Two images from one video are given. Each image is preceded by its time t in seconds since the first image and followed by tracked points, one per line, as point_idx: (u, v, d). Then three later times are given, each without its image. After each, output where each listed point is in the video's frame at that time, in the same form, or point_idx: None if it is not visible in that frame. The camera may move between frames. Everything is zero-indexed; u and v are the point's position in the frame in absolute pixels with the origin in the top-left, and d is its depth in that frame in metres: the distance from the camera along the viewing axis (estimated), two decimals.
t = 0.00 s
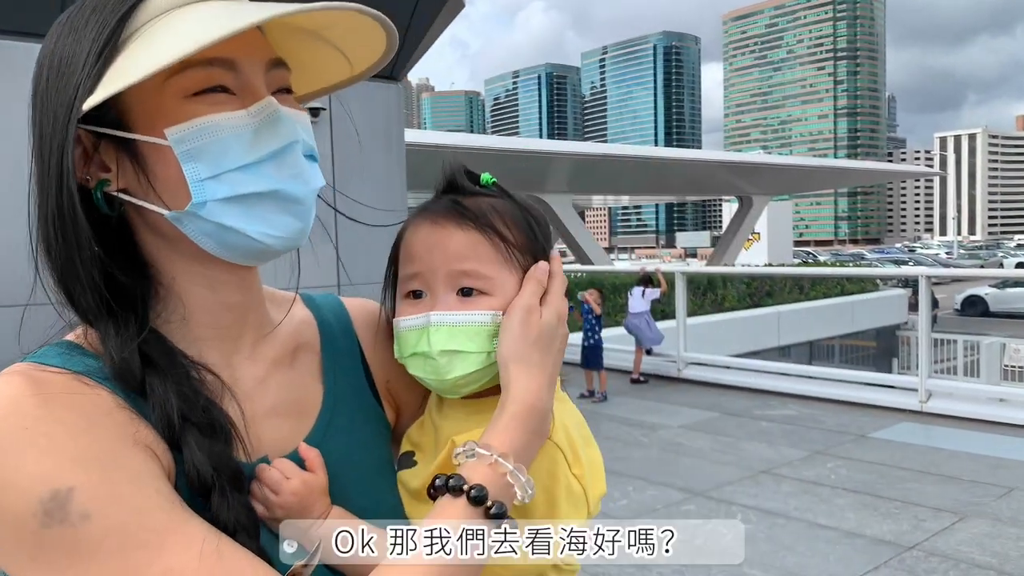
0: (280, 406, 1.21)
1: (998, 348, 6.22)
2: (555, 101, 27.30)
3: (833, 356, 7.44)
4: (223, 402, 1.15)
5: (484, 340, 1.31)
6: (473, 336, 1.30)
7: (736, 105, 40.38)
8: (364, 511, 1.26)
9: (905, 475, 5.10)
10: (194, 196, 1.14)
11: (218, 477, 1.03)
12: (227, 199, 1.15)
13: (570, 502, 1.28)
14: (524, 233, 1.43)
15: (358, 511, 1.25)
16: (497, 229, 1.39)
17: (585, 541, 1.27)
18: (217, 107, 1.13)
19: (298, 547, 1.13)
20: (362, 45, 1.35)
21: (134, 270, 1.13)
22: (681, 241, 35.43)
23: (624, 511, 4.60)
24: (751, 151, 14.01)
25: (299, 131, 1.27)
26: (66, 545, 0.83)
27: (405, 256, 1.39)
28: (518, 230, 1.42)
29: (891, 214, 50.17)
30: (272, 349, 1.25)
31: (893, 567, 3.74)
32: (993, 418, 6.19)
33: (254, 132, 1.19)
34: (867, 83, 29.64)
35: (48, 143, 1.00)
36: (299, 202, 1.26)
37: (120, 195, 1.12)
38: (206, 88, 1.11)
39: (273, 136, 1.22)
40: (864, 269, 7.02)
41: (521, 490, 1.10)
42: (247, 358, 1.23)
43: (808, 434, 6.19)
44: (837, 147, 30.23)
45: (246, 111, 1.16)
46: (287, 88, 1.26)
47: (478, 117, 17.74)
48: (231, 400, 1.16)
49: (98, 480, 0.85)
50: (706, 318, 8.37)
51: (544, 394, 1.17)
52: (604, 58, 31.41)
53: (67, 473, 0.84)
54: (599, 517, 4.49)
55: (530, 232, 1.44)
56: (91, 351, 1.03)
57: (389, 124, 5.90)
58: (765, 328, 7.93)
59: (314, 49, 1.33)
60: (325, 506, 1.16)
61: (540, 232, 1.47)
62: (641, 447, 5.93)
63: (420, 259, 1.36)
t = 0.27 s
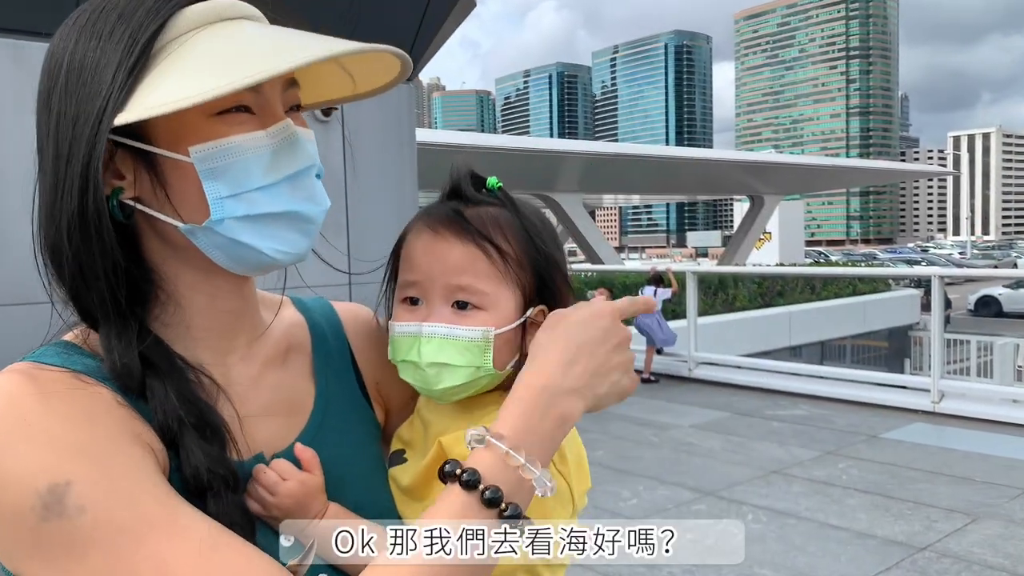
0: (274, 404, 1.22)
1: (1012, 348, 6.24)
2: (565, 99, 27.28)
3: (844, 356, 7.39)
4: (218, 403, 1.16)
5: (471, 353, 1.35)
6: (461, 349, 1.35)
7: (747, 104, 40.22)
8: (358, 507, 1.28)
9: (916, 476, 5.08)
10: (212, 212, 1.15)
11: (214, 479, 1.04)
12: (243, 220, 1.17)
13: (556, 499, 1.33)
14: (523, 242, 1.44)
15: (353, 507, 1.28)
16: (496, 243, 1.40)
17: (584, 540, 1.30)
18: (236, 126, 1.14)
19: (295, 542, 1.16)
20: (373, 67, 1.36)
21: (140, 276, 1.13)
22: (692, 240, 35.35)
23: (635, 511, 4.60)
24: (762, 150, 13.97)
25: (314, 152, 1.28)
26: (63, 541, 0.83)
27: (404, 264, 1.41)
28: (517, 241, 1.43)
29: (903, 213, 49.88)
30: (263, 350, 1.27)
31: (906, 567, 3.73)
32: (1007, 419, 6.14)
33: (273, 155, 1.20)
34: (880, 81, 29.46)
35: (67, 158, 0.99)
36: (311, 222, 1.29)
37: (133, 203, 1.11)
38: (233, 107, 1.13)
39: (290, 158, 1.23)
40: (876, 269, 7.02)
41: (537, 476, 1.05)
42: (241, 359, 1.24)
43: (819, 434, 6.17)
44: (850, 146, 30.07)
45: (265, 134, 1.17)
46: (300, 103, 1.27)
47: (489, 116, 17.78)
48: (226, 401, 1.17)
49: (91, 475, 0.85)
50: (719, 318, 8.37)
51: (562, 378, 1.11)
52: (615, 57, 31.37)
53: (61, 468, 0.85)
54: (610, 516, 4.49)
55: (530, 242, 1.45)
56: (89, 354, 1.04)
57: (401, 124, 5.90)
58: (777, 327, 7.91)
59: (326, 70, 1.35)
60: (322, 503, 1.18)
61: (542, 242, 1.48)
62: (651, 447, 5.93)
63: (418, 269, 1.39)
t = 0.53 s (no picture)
0: (282, 397, 1.23)
1: None
2: (574, 99, 27.28)
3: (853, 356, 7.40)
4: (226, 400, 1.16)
5: (464, 340, 1.36)
6: (454, 336, 1.36)
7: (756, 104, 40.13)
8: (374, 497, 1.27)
9: (926, 477, 5.05)
10: (237, 227, 1.15)
11: (214, 476, 1.05)
12: (266, 236, 1.17)
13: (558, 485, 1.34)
14: (503, 224, 1.44)
15: (364, 497, 1.26)
16: (476, 226, 1.40)
17: (586, 540, 1.30)
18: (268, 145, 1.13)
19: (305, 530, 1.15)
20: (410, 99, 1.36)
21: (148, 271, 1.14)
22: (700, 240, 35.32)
23: (642, 511, 4.60)
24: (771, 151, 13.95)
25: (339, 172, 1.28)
26: (58, 530, 0.82)
27: (388, 258, 1.41)
28: (498, 225, 1.42)
29: (913, 214, 49.65)
30: (275, 343, 1.28)
31: (914, 569, 3.71)
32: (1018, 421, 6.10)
33: (299, 177, 1.20)
34: (890, 81, 29.34)
35: (96, 154, 1.00)
36: (330, 241, 1.30)
37: (157, 207, 1.12)
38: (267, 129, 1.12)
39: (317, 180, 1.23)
40: (886, 270, 7.01)
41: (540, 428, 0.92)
42: (251, 352, 1.25)
43: (827, 435, 6.15)
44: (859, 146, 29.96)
45: (293, 153, 1.16)
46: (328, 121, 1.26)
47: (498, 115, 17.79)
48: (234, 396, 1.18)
49: (84, 462, 0.84)
50: (728, 317, 8.35)
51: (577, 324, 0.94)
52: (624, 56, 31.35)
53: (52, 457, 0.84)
54: (618, 515, 4.48)
55: (510, 223, 1.45)
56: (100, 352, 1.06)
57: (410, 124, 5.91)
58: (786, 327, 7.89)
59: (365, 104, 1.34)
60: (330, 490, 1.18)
61: (523, 223, 1.47)
62: (660, 447, 5.92)
63: (403, 263, 1.38)
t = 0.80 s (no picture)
0: (320, 395, 1.21)
1: None
2: (578, 98, 27.25)
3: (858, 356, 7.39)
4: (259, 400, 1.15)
5: (484, 342, 1.36)
6: (472, 339, 1.36)
7: (760, 104, 40.03)
8: (407, 495, 1.27)
9: (931, 478, 5.04)
10: (278, 216, 1.15)
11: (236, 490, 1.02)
12: (306, 226, 1.17)
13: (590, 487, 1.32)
14: (516, 221, 1.44)
15: (399, 494, 1.25)
16: (488, 225, 1.40)
17: (586, 540, 1.29)
18: (296, 135, 1.14)
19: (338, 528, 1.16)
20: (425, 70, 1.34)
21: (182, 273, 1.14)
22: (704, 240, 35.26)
23: (647, 511, 4.60)
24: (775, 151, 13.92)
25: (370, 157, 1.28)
26: (54, 559, 0.83)
27: (403, 262, 1.41)
28: (508, 222, 1.43)
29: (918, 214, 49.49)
30: (315, 338, 1.27)
31: (920, 570, 3.71)
32: None
33: (333, 164, 1.21)
34: (896, 80, 29.25)
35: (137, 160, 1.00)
36: (368, 228, 1.28)
37: (196, 206, 1.13)
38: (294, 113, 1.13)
39: (350, 166, 1.24)
40: (892, 270, 6.98)
41: None
42: (290, 349, 1.24)
43: (832, 435, 6.14)
44: (864, 146, 29.88)
45: (324, 140, 1.17)
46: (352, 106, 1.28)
47: (503, 115, 17.80)
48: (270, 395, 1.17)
49: (95, 503, 0.84)
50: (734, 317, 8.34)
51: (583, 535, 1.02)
52: (628, 56, 31.32)
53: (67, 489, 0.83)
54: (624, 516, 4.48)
55: (523, 219, 1.45)
56: (135, 350, 1.06)
57: (416, 123, 5.92)
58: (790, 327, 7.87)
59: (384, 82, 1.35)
60: (360, 490, 1.17)
61: (534, 217, 1.48)
62: (666, 446, 5.91)
63: (416, 267, 1.39)
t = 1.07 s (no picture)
0: (370, 390, 1.24)
1: None
2: (577, 97, 27.23)
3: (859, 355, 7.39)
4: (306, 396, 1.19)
5: (534, 341, 1.36)
6: (522, 338, 1.36)
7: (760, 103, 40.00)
8: (451, 494, 1.27)
9: (932, 477, 5.04)
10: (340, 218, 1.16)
11: (272, 496, 1.03)
12: (366, 225, 1.18)
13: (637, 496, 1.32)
14: (565, 217, 1.44)
15: (444, 493, 1.26)
16: (535, 222, 1.41)
17: (585, 541, 1.26)
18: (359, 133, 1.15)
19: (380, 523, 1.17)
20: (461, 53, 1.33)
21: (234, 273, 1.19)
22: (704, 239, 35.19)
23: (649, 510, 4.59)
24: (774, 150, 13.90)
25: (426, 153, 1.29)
26: (83, 546, 0.89)
27: (451, 261, 1.43)
28: (556, 217, 1.43)
29: (917, 214, 49.45)
30: (367, 334, 1.30)
31: (921, 569, 3.70)
32: None
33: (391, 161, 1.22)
34: (896, 79, 29.21)
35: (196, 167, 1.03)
36: (428, 223, 1.29)
37: (261, 208, 1.16)
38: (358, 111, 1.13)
39: (407, 163, 1.25)
40: (892, 269, 6.97)
41: None
42: (342, 344, 1.27)
43: (834, 434, 6.13)
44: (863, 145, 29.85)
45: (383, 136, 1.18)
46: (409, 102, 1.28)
47: (503, 113, 17.80)
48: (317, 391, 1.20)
49: (127, 501, 0.89)
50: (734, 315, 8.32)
51: None
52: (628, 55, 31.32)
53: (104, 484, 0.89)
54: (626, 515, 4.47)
55: (571, 215, 1.45)
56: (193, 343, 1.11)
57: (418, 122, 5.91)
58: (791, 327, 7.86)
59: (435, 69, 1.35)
60: (400, 488, 1.18)
61: (584, 211, 1.47)
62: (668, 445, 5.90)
63: (462, 265, 1.40)
